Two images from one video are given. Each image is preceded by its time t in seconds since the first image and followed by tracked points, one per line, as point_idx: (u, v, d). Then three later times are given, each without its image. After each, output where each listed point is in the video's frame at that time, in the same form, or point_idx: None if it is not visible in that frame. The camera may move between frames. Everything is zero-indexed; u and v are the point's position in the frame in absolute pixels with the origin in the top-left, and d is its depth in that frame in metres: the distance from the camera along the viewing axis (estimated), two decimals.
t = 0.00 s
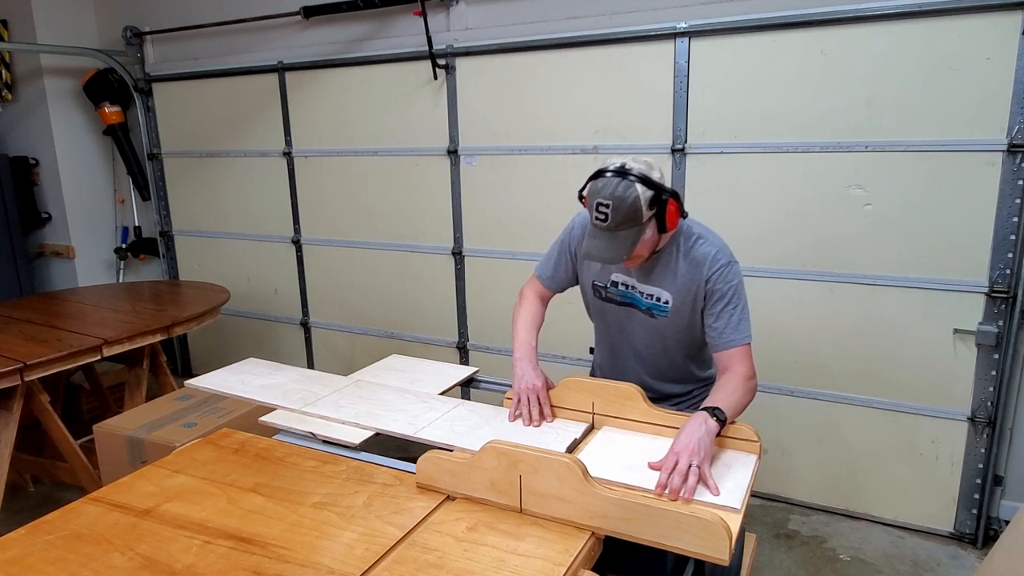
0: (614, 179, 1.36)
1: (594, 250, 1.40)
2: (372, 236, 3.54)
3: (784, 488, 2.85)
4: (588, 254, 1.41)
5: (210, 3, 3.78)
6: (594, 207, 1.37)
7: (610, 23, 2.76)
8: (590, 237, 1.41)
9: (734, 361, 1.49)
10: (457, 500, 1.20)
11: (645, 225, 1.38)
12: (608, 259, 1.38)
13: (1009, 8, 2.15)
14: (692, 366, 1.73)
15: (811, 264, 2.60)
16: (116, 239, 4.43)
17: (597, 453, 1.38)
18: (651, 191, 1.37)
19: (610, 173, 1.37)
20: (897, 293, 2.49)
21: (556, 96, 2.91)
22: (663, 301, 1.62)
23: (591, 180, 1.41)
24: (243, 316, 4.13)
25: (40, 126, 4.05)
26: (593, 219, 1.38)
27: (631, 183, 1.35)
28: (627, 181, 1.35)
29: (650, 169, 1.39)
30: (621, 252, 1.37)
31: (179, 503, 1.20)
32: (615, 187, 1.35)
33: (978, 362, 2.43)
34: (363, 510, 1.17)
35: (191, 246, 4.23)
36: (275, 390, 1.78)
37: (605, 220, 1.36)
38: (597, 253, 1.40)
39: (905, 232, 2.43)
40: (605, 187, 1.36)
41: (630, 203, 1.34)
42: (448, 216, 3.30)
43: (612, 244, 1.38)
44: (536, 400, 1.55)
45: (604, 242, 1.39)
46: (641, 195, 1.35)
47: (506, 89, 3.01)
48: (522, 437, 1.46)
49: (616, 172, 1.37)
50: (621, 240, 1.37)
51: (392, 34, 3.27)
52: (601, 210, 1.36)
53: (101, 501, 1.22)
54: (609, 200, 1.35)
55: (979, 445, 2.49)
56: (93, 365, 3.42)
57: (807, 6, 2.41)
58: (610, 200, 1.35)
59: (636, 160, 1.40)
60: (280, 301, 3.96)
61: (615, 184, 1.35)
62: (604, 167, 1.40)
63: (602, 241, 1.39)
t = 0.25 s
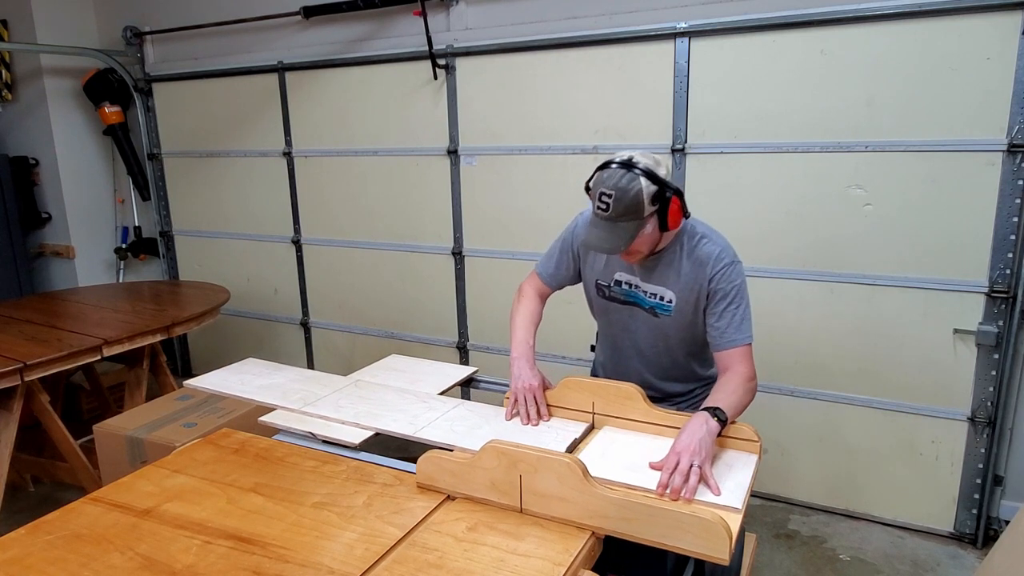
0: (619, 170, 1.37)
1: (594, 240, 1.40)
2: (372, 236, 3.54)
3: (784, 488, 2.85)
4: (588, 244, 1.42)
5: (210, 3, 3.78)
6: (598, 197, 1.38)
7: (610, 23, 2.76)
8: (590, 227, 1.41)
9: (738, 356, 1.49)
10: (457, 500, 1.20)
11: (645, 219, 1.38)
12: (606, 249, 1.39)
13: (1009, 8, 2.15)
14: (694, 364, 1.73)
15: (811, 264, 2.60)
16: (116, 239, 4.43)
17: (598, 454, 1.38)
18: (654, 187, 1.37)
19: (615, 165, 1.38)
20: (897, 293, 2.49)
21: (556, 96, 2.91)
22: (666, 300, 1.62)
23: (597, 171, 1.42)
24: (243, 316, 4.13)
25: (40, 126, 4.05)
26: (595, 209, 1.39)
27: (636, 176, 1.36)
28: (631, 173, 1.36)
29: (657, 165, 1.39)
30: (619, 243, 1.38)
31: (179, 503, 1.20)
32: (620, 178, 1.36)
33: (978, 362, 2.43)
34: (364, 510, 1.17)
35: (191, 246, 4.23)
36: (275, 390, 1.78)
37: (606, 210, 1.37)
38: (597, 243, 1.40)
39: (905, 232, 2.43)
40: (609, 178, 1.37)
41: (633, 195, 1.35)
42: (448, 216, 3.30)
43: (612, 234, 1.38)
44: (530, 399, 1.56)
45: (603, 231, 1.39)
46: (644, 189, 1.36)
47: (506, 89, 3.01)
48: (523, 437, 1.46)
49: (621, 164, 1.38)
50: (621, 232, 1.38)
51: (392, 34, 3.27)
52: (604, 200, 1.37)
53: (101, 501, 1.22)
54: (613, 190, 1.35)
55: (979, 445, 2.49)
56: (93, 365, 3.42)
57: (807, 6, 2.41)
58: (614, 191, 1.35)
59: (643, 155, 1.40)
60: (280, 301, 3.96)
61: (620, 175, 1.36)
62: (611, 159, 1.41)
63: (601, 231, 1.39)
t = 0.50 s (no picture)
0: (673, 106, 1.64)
1: (641, 151, 1.62)
2: (372, 236, 3.54)
3: (784, 488, 2.85)
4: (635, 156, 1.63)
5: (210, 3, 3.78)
6: (652, 121, 1.64)
7: (610, 23, 2.76)
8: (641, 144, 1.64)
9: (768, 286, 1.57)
10: (457, 500, 1.20)
11: (691, 145, 1.61)
12: (651, 158, 1.60)
13: (1009, 8, 2.15)
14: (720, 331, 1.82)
15: (811, 264, 2.59)
16: (116, 239, 4.44)
17: (598, 454, 1.38)
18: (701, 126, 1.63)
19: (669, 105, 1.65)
20: (897, 293, 2.49)
21: (556, 96, 2.91)
22: (695, 252, 1.76)
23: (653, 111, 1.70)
24: (243, 316, 4.13)
25: (40, 126, 4.05)
26: (648, 130, 1.63)
27: (687, 110, 1.62)
28: (683, 108, 1.62)
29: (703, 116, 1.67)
30: (666, 156, 1.60)
31: (179, 503, 1.20)
32: (672, 109, 1.63)
33: (978, 362, 2.43)
34: (363, 510, 1.17)
35: (191, 246, 4.23)
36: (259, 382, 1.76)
37: (658, 130, 1.61)
38: (642, 155, 1.62)
39: (905, 232, 2.43)
40: (664, 109, 1.64)
41: (684, 120, 1.60)
42: (448, 215, 3.30)
43: (659, 147, 1.60)
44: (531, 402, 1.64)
45: (653, 145, 1.60)
46: (692, 120, 1.61)
47: (506, 89, 3.01)
48: (523, 436, 1.46)
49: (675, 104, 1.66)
50: (666, 147, 1.60)
51: (392, 34, 3.27)
52: (657, 122, 1.62)
53: (101, 501, 1.22)
54: (664, 115, 1.62)
55: (979, 445, 2.49)
56: (94, 365, 3.42)
57: (807, 6, 2.41)
58: (666, 116, 1.61)
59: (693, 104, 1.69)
60: (280, 301, 3.96)
61: (673, 107, 1.63)
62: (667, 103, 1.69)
63: (652, 145, 1.60)
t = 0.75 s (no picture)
0: (571, 124, 1.61)
1: (546, 165, 1.56)
2: (373, 237, 3.54)
3: (784, 488, 2.85)
4: (540, 169, 1.57)
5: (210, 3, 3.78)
6: (551, 138, 1.59)
7: (610, 23, 2.76)
8: (541, 160, 1.57)
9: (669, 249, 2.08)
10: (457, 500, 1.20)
11: (591, 161, 1.59)
12: (557, 169, 1.55)
13: (1009, 8, 2.15)
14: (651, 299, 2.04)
15: (811, 264, 2.60)
16: (116, 239, 4.44)
17: (598, 453, 1.38)
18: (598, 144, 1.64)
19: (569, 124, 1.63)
20: (897, 293, 2.49)
21: (556, 96, 2.91)
22: (624, 251, 1.86)
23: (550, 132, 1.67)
24: (243, 316, 4.13)
25: (40, 126, 4.05)
26: (547, 146, 1.58)
27: (584, 126, 1.61)
28: (579, 125, 1.61)
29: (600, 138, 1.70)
30: (569, 171, 1.55)
31: (179, 503, 1.20)
32: (570, 127, 1.60)
33: (978, 362, 2.43)
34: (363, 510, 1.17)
35: (191, 246, 4.23)
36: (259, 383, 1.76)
37: (559, 144, 1.56)
38: (549, 168, 1.56)
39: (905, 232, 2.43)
40: (562, 125, 1.60)
41: (581, 135, 1.58)
42: (448, 215, 3.30)
43: (563, 160, 1.55)
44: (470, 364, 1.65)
45: (557, 160, 1.55)
46: (591, 135, 1.60)
47: (506, 89, 3.01)
48: (523, 436, 1.46)
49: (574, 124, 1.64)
50: (572, 160, 1.56)
51: (392, 34, 3.27)
52: (557, 138, 1.58)
53: (100, 501, 1.22)
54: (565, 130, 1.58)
55: (979, 445, 2.49)
56: (94, 365, 3.42)
57: (807, 6, 2.41)
58: (566, 132, 1.58)
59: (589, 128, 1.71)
60: (280, 301, 3.96)
61: (572, 125, 1.61)
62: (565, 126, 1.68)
63: (556, 160, 1.55)
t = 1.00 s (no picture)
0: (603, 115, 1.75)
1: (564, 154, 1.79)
2: (372, 237, 3.54)
3: (784, 488, 2.85)
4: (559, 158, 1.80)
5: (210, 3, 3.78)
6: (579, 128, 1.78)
7: (610, 23, 2.76)
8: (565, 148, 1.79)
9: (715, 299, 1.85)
10: (457, 500, 1.20)
11: (606, 152, 1.74)
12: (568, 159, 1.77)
13: (1008, 8, 2.15)
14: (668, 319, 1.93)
15: (811, 264, 2.60)
16: (116, 239, 4.44)
17: (598, 453, 1.38)
18: (628, 137, 1.74)
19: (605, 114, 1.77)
20: (897, 293, 2.49)
21: (556, 96, 2.91)
22: (641, 248, 1.88)
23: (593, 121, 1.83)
24: (243, 316, 4.13)
25: (40, 126, 4.05)
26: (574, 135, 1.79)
27: (610, 119, 1.74)
28: (608, 117, 1.74)
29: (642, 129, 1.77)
30: (576, 160, 1.76)
31: (179, 503, 1.20)
32: (599, 118, 1.74)
33: (978, 362, 2.43)
34: (363, 510, 1.17)
35: (191, 246, 4.23)
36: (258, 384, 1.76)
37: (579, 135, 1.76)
38: (564, 157, 1.79)
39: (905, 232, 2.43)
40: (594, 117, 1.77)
41: (597, 128, 1.73)
42: (448, 215, 3.30)
43: (575, 150, 1.76)
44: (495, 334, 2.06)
45: (572, 150, 1.76)
46: (613, 130, 1.72)
47: (506, 89, 3.01)
48: (523, 436, 1.46)
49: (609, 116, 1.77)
50: (581, 150, 1.75)
51: (392, 34, 3.27)
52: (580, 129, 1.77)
53: (101, 501, 1.22)
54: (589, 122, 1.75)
55: (979, 445, 2.49)
56: (93, 365, 3.42)
57: (807, 6, 2.41)
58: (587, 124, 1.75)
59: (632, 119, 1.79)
60: (280, 301, 3.96)
61: (598, 117, 1.75)
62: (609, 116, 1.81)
63: (569, 150, 1.76)
